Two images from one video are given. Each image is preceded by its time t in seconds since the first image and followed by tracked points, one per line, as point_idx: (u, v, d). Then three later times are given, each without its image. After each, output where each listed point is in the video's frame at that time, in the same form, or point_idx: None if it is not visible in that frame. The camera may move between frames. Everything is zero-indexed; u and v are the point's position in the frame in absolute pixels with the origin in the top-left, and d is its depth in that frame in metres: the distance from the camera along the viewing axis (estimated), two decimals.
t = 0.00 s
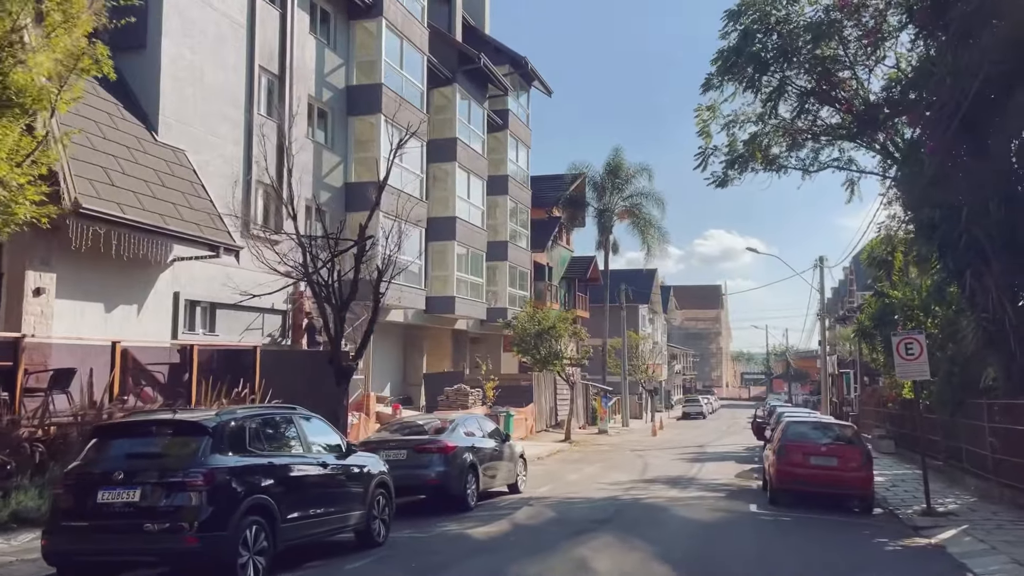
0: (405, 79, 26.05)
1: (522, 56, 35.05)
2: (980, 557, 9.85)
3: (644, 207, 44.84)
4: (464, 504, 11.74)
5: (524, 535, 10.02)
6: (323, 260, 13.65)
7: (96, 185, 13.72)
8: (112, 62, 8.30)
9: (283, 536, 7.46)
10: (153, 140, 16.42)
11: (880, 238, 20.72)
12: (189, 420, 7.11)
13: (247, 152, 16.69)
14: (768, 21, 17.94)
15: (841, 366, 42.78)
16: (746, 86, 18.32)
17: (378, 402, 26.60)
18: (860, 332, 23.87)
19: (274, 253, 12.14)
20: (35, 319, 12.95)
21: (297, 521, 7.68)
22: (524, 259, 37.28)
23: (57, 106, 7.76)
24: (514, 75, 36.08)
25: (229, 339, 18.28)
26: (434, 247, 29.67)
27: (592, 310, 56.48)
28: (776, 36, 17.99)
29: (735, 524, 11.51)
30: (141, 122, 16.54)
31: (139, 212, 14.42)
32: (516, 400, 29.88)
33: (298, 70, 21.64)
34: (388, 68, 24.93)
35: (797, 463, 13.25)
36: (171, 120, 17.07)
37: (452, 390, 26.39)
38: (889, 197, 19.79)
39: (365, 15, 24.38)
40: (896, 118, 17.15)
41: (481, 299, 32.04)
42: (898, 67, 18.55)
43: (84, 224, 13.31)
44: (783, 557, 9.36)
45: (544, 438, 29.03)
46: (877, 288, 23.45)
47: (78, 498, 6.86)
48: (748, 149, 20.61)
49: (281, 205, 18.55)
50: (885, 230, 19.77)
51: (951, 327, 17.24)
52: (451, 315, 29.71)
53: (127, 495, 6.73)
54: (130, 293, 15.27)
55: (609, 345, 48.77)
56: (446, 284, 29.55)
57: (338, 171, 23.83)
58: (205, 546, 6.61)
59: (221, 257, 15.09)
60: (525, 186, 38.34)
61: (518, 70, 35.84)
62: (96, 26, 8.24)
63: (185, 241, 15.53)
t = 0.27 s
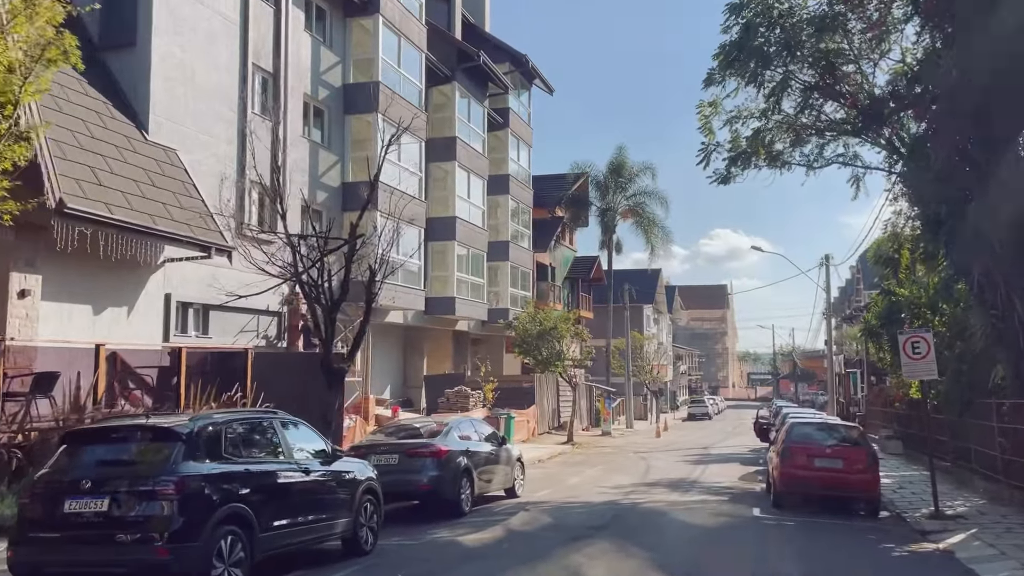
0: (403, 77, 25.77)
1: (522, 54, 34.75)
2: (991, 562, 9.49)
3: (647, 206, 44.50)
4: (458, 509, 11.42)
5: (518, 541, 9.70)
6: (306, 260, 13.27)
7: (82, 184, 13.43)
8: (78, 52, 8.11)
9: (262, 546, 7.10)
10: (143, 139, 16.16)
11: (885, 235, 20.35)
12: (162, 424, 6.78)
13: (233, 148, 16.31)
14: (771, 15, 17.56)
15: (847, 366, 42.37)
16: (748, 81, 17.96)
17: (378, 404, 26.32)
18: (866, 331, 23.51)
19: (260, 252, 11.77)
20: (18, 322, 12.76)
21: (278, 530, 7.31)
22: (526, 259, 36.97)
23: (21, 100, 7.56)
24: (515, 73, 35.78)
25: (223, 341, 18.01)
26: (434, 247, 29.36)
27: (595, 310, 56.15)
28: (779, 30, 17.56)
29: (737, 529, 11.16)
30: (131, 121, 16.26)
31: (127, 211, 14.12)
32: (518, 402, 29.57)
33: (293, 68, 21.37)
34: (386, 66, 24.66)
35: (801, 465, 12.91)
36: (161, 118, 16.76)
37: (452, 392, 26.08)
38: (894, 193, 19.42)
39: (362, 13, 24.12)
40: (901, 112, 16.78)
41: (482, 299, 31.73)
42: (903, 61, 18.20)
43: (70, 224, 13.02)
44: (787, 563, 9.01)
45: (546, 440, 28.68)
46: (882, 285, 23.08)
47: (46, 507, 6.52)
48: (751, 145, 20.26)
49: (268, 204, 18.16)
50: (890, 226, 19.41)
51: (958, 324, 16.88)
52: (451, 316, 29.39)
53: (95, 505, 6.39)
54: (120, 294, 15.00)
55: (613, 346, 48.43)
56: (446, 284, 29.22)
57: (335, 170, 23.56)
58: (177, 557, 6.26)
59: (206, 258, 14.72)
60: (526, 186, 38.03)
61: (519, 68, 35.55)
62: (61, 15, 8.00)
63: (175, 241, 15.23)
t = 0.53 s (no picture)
0: (398, 70, 25.48)
1: (520, 47, 34.43)
2: (996, 559, 9.19)
3: (648, 201, 44.18)
4: (449, 507, 11.15)
5: (508, 540, 9.43)
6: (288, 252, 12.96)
7: (64, 178, 13.16)
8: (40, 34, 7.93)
9: (234, 546, 6.89)
10: (130, 134, 15.92)
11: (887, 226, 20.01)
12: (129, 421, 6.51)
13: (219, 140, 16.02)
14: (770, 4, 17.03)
15: (851, 360, 42.02)
16: (746, 70, 17.58)
17: (376, 401, 26.06)
18: (868, 324, 23.19)
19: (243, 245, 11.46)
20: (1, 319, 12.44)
21: (250, 530, 7.10)
22: (526, 254, 36.67)
23: None
24: (512, 67, 35.46)
25: (215, 338, 17.75)
26: (432, 242, 29.08)
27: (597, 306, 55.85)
28: (778, 18, 17.03)
29: (735, 525, 10.87)
30: (118, 114, 16.01)
31: (112, 206, 13.86)
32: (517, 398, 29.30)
33: (285, 61, 21.08)
34: (380, 59, 24.37)
35: (800, 460, 12.62)
36: (149, 112, 16.50)
37: (450, 389, 25.81)
38: (895, 183, 19.09)
39: (355, 5, 23.83)
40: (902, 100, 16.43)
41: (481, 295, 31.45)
42: (904, 49, 17.85)
43: (52, 218, 12.75)
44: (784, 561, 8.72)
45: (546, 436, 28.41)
46: (885, 277, 22.74)
47: (5, 506, 6.23)
48: (750, 135, 19.94)
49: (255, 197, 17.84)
50: (892, 216, 19.07)
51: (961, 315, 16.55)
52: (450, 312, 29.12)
53: (57, 504, 6.11)
54: (106, 290, 14.75)
55: (615, 342, 48.13)
56: (444, 280, 28.92)
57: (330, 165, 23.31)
58: (143, 560, 6.03)
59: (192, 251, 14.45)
60: (526, 181, 37.73)
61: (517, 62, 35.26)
62: None
63: (163, 236, 14.94)
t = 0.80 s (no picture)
0: (394, 66, 25.18)
1: (519, 43, 34.12)
2: (1006, 564, 8.85)
3: (650, 197, 43.83)
4: (440, 512, 10.84)
5: (499, 546, 9.11)
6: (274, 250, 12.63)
7: (47, 176, 12.86)
8: None
9: (207, 558, 6.58)
10: (118, 131, 15.61)
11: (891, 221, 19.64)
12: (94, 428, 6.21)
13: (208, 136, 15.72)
14: None
15: (855, 356, 41.64)
16: (746, 62, 17.22)
17: (374, 401, 25.76)
18: (872, 320, 22.84)
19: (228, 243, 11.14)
20: None
21: (225, 541, 6.79)
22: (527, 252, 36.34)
23: None
24: (511, 63, 35.14)
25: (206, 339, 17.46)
26: (430, 240, 28.75)
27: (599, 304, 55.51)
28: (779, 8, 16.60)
29: (735, 529, 10.54)
30: (105, 112, 15.71)
31: (97, 205, 13.55)
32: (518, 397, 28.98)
33: (278, 57, 20.78)
34: (376, 55, 24.08)
35: (803, 461, 12.29)
36: (137, 109, 16.20)
37: (449, 388, 25.52)
38: (899, 176, 18.73)
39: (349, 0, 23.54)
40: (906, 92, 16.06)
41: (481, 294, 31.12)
42: (908, 40, 17.48)
43: (34, 219, 12.44)
44: (786, 568, 8.39)
45: (547, 436, 28.10)
46: (889, 273, 22.38)
47: None
48: (751, 129, 19.59)
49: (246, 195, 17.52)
50: (896, 211, 18.72)
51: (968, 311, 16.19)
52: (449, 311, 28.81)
53: (16, 517, 5.81)
54: (94, 292, 14.47)
55: (617, 339, 47.77)
56: (443, 278, 28.58)
57: (325, 162, 22.98)
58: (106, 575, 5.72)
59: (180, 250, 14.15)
60: (526, 178, 37.41)
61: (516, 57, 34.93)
62: None
63: (151, 236, 14.64)
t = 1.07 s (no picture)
0: (393, 59, 24.90)
1: (519, 36, 33.82)
2: (1018, 562, 8.53)
3: (652, 191, 43.50)
4: (434, 510, 10.57)
5: (493, 545, 8.83)
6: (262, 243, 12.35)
7: (34, 169, 12.62)
8: None
9: (180, 561, 6.34)
10: (109, 124, 15.38)
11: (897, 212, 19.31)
12: (59, 425, 5.96)
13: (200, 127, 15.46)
14: None
15: (861, 351, 41.26)
16: (749, 51, 16.85)
17: (374, 398, 25.51)
18: (878, 313, 22.49)
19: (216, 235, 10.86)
20: None
21: (200, 543, 6.56)
22: (529, 247, 36.03)
23: None
24: (512, 57, 34.87)
25: (201, 335, 17.23)
26: (430, 236, 28.46)
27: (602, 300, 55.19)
28: None
29: (737, 526, 10.24)
30: (95, 104, 15.47)
31: (84, 198, 13.30)
32: (519, 394, 28.71)
33: (274, 49, 20.54)
34: (374, 48, 23.82)
35: (807, 456, 12.00)
36: (127, 101, 15.93)
37: (451, 384, 25.25)
38: (905, 166, 18.42)
39: None
40: (911, 79, 15.71)
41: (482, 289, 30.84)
42: (913, 27, 17.17)
43: (20, 211, 12.21)
44: (788, 567, 8.08)
45: (549, 432, 27.82)
46: (895, 265, 22.04)
47: None
48: (753, 119, 19.28)
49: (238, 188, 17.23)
50: (902, 201, 18.37)
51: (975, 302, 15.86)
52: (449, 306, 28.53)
53: None
54: (85, 287, 14.23)
55: (621, 335, 47.45)
56: (443, 274, 28.28)
57: (322, 156, 22.67)
58: None
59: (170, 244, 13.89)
60: (527, 173, 37.09)
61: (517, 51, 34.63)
62: None
63: (141, 229, 14.38)
